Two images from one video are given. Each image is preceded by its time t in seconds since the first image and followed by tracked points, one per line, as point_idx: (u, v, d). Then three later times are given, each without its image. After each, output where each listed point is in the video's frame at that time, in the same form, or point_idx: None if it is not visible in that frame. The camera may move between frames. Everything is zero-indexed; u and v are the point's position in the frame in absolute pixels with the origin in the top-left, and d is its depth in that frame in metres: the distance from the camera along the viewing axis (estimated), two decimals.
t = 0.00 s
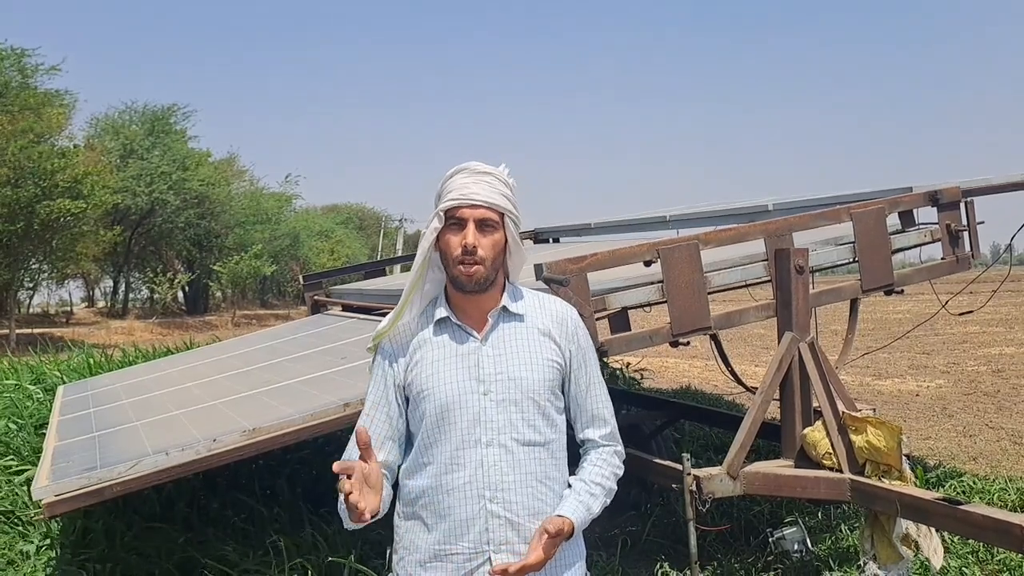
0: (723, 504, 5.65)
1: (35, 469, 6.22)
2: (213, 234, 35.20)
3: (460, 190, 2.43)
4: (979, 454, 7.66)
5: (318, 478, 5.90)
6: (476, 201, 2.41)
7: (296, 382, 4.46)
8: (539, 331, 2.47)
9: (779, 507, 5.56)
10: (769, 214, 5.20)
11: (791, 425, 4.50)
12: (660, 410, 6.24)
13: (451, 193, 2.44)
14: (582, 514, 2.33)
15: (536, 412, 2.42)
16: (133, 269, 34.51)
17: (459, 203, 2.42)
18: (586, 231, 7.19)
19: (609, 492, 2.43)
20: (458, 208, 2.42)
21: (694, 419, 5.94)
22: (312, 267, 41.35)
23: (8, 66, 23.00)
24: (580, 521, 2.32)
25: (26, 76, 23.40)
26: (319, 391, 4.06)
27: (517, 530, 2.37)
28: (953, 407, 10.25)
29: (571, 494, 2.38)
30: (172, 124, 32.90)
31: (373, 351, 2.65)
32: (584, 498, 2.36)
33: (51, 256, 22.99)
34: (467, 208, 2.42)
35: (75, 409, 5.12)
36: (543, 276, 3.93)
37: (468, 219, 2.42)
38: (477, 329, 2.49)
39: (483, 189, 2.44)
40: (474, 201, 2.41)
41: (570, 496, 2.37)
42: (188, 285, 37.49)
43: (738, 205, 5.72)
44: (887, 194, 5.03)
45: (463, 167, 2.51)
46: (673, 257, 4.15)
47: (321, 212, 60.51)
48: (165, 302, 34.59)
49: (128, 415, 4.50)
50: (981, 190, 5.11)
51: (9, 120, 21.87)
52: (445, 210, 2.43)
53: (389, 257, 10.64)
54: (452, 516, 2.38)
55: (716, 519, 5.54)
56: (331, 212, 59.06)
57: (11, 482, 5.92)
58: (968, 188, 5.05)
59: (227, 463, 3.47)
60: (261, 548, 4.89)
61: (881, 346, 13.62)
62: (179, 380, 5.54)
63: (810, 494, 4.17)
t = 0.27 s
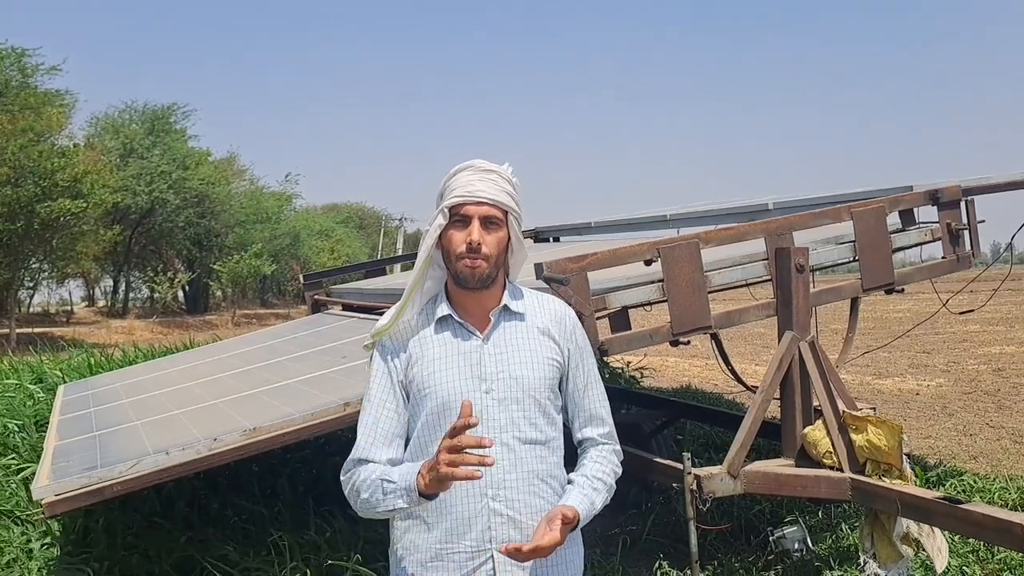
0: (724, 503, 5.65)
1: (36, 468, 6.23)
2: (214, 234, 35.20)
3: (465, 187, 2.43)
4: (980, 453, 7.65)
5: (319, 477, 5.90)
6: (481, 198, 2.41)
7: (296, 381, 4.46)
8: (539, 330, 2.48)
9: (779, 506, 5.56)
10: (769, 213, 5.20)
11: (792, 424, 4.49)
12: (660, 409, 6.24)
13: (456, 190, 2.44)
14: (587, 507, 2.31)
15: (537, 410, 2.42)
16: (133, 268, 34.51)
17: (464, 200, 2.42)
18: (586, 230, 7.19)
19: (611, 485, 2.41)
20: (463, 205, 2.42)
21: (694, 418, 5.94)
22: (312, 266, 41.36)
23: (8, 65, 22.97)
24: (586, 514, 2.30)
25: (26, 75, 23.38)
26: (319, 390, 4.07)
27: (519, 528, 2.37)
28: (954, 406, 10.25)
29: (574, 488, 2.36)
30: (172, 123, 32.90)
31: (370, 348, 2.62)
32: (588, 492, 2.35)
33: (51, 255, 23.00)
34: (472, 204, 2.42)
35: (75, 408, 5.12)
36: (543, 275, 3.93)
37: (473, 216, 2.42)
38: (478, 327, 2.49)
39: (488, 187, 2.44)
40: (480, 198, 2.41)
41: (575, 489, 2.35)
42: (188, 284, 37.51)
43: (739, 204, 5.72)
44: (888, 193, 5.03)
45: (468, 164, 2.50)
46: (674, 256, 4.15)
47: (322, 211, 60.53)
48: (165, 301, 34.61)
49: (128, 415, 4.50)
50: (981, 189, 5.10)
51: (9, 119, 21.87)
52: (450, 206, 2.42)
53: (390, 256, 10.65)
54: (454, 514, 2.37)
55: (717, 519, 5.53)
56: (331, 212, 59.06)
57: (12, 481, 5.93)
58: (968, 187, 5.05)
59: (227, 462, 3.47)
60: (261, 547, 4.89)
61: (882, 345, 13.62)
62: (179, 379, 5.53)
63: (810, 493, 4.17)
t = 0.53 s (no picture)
0: (724, 502, 5.65)
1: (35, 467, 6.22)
2: (213, 233, 35.18)
3: (466, 186, 2.43)
4: (980, 451, 7.65)
5: (319, 476, 5.90)
6: (483, 197, 2.41)
7: (296, 380, 4.46)
8: (539, 327, 2.48)
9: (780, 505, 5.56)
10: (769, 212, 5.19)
11: (792, 423, 4.49)
12: (659, 407, 6.24)
13: (458, 188, 2.44)
14: (576, 508, 2.32)
15: (538, 407, 2.42)
16: (133, 268, 34.51)
17: (466, 198, 2.42)
18: (586, 229, 7.18)
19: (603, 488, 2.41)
20: (465, 204, 2.42)
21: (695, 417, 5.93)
22: (312, 265, 41.35)
23: (8, 64, 22.91)
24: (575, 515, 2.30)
25: (26, 75, 23.35)
26: (319, 389, 4.06)
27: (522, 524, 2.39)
28: (954, 405, 10.25)
29: (563, 488, 2.36)
30: (172, 122, 32.87)
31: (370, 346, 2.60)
32: (578, 492, 2.35)
33: (51, 254, 22.99)
34: (474, 203, 2.42)
35: (75, 407, 5.11)
36: (543, 274, 3.92)
37: (475, 215, 2.42)
38: (481, 324, 2.48)
39: (490, 185, 2.44)
40: (481, 197, 2.41)
41: (565, 489, 2.35)
42: (188, 283, 37.50)
43: (739, 203, 5.71)
44: (888, 192, 5.02)
45: (469, 163, 2.50)
46: (674, 255, 4.14)
47: (321, 211, 60.54)
48: (165, 300, 34.60)
49: (128, 414, 4.50)
50: (981, 188, 5.10)
51: (9, 119, 21.83)
52: (452, 205, 2.42)
53: (389, 255, 10.64)
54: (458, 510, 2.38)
55: (717, 517, 5.53)
56: (331, 211, 59.05)
57: (12, 479, 5.93)
58: (969, 186, 5.04)
59: (227, 461, 3.47)
60: (262, 546, 4.89)
61: (882, 344, 13.62)
62: (179, 378, 5.53)
63: (810, 492, 4.17)
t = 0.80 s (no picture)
0: (725, 501, 5.66)
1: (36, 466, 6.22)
2: (213, 232, 35.17)
3: (462, 182, 2.43)
4: (981, 451, 7.65)
5: (319, 475, 5.90)
6: (479, 193, 2.41)
7: (296, 379, 4.46)
8: (539, 326, 2.47)
9: (780, 504, 5.56)
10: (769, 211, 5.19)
11: (793, 422, 4.49)
12: (660, 407, 6.23)
13: (453, 185, 2.44)
14: (579, 517, 2.34)
15: (538, 405, 2.42)
16: (133, 266, 34.51)
17: (461, 195, 2.41)
18: (586, 228, 7.18)
19: (606, 492, 2.42)
20: (461, 200, 2.42)
21: (695, 416, 5.93)
22: (312, 264, 41.33)
23: (8, 63, 22.89)
24: (577, 524, 2.32)
25: (26, 74, 23.33)
26: (319, 388, 4.06)
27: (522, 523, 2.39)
28: (954, 404, 10.24)
29: (569, 497, 2.38)
30: (172, 121, 32.83)
31: (372, 344, 2.60)
32: (582, 502, 2.37)
33: (51, 253, 22.98)
34: (470, 200, 2.42)
35: (74, 406, 5.11)
36: (544, 273, 3.92)
37: (471, 212, 2.42)
38: (479, 321, 2.48)
39: (485, 181, 2.44)
40: (477, 193, 2.41)
41: (569, 499, 2.37)
42: (188, 282, 37.48)
43: (739, 202, 5.71)
44: (889, 191, 5.02)
45: (465, 159, 2.50)
46: (674, 254, 4.14)
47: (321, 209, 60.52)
48: (165, 300, 34.60)
49: (128, 413, 4.49)
50: (982, 187, 5.09)
51: (9, 118, 21.81)
52: (448, 202, 2.42)
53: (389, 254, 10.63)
54: (458, 509, 2.39)
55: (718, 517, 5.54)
56: (331, 209, 59.04)
57: (12, 478, 5.93)
58: (969, 185, 5.04)
59: (228, 461, 3.46)
60: (262, 545, 4.89)
61: (882, 343, 13.61)
62: (179, 378, 5.53)
63: (810, 492, 4.17)
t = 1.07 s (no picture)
0: (724, 500, 5.65)
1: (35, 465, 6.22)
2: (213, 231, 35.16)
3: (465, 185, 2.42)
4: (980, 449, 7.65)
5: (319, 475, 5.90)
6: (482, 197, 2.40)
7: (296, 379, 4.45)
8: (540, 326, 2.47)
9: (780, 503, 5.56)
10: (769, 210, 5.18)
11: (792, 421, 4.49)
12: (660, 406, 6.23)
13: (456, 188, 2.43)
14: (578, 518, 2.34)
15: (539, 406, 2.41)
16: (133, 265, 34.51)
17: (464, 198, 2.41)
18: (587, 227, 7.17)
19: (605, 494, 2.42)
20: (464, 204, 2.41)
21: (695, 415, 5.93)
22: (312, 263, 41.33)
23: (8, 62, 22.89)
24: (577, 526, 2.32)
25: (26, 73, 23.30)
26: (319, 387, 4.05)
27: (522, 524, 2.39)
28: (954, 403, 10.25)
29: (569, 499, 2.38)
30: (172, 120, 32.81)
31: (373, 343, 2.60)
32: (581, 503, 2.37)
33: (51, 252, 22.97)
34: (473, 203, 2.41)
35: (74, 405, 5.10)
36: (544, 272, 3.92)
37: (473, 215, 2.41)
38: (481, 323, 2.48)
39: (489, 185, 2.43)
40: (480, 197, 2.40)
41: (568, 500, 2.37)
42: (188, 281, 37.47)
43: (739, 201, 5.70)
44: (889, 189, 5.02)
45: (469, 162, 2.49)
46: (674, 253, 4.13)
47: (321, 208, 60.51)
48: (165, 299, 34.59)
49: (128, 412, 4.49)
50: (982, 186, 5.09)
51: (9, 117, 21.78)
52: (450, 205, 2.41)
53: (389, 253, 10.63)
54: (458, 509, 2.39)
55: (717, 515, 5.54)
56: (331, 208, 59.04)
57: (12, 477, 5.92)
58: (969, 184, 5.03)
59: (227, 460, 3.46)
60: (262, 544, 4.89)
61: (882, 342, 13.62)
62: (179, 377, 5.52)
63: (810, 490, 4.16)
